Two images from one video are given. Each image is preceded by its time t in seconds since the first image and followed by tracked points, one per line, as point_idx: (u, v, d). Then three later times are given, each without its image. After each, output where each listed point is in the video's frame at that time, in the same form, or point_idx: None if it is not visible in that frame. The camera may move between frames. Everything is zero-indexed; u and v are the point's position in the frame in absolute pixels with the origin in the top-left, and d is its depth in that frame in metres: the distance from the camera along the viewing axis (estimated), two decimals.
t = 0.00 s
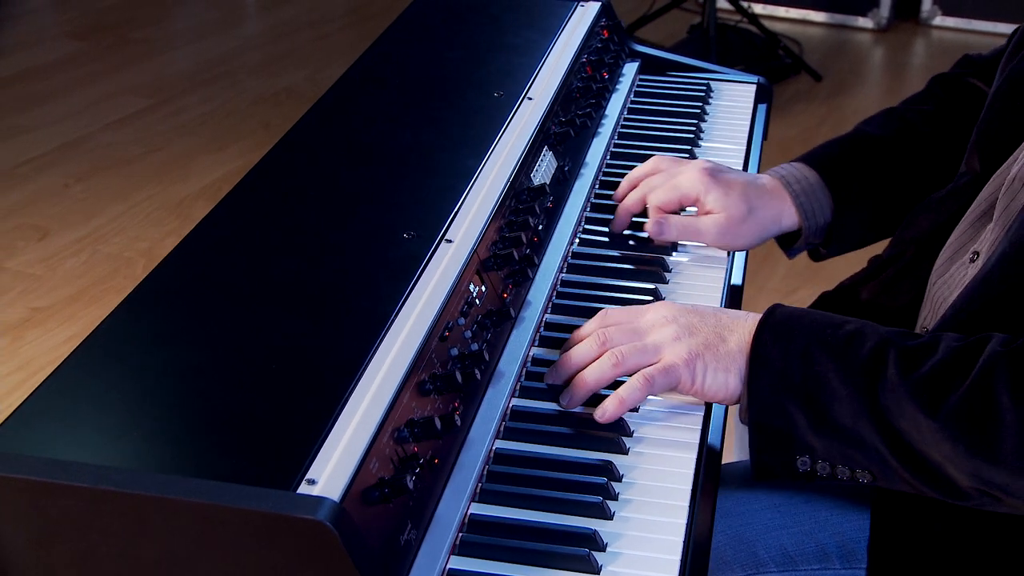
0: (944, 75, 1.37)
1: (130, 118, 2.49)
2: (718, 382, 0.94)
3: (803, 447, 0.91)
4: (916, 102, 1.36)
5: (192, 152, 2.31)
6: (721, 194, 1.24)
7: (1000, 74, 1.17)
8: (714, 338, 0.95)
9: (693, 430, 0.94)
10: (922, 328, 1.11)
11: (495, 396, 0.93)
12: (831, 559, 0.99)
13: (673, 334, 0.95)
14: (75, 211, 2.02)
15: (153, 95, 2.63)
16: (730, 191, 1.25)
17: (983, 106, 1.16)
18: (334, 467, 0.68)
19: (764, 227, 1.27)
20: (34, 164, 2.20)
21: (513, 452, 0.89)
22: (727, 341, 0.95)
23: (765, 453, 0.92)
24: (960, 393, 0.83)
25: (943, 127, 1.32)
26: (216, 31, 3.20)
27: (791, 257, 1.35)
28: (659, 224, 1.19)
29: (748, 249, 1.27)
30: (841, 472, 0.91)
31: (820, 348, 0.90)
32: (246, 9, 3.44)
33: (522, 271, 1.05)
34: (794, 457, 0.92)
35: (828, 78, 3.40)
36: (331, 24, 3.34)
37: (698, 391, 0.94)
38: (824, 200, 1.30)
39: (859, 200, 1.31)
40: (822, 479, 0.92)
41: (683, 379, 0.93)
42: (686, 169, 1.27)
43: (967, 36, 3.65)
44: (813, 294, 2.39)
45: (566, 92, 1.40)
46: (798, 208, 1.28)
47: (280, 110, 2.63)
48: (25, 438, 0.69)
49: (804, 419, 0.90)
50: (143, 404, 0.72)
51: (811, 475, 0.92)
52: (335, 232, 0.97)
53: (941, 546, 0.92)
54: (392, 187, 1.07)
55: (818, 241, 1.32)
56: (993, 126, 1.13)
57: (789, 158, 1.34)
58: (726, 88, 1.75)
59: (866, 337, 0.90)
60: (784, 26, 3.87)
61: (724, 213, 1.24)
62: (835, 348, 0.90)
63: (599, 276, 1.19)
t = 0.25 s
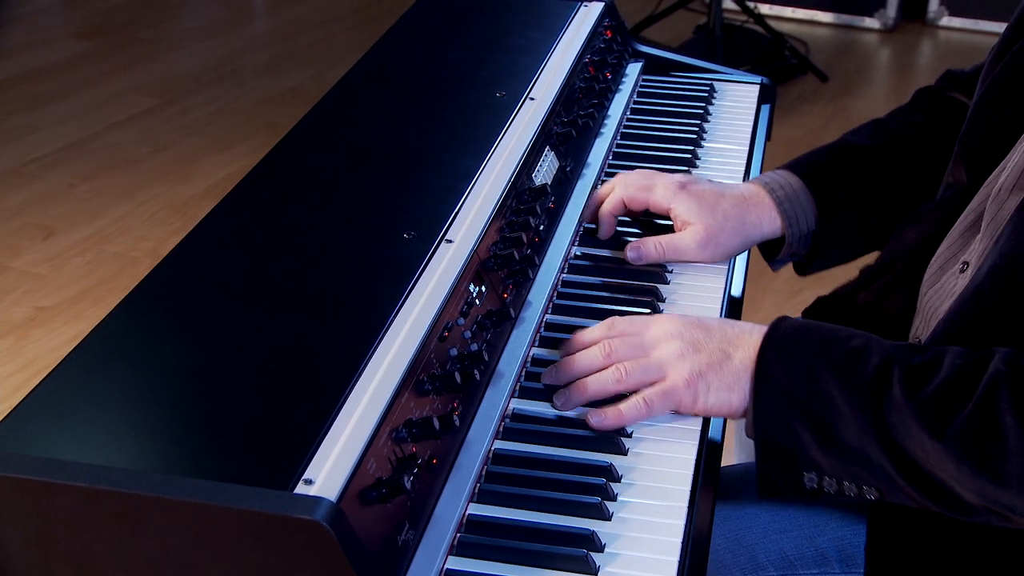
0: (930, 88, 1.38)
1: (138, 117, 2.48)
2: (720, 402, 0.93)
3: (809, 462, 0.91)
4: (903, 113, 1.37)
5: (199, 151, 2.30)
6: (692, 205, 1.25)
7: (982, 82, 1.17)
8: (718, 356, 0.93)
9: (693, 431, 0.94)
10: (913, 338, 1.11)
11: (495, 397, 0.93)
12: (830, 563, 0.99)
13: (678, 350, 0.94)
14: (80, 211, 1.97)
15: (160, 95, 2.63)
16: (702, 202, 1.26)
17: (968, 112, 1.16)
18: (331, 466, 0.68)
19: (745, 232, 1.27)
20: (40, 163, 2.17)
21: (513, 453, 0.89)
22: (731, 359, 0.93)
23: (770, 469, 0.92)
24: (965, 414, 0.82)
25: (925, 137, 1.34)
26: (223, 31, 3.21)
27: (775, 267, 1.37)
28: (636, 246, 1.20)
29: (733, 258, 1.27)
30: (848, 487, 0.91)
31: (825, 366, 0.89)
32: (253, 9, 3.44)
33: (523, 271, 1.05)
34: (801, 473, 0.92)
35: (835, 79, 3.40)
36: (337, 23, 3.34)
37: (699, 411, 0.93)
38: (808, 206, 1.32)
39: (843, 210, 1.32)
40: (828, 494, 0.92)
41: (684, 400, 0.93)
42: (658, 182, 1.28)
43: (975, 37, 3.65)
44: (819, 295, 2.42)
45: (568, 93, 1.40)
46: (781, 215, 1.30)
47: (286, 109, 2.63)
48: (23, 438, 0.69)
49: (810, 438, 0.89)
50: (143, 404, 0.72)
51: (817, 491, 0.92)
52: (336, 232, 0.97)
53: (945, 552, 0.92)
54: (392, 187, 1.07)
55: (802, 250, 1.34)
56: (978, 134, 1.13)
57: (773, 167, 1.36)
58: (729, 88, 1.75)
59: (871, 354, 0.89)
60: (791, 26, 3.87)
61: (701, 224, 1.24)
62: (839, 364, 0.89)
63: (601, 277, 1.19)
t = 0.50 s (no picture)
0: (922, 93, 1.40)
1: (143, 117, 2.47)
2: (722, 419, 0.94)
3: (816, 484, 0.92)
4: (899, 119, 1.39)
5: (204, 151, 2.29)
6: (694, 206, 1.25)
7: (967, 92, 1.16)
8: (722, 373, 0.95)
9: (692, 431, 0.94)
10: (902, 347, 1.13)
11: (494, 397, 0.93)
12: (829, 564, 0.99)
13: (683, 365, 0.96)
14: (84, 211, 1.94)
15: (165, 94, 2.62)
16: (705, 202, 1.26)
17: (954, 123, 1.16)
18: (328, 467, 0.67)
19: (747, 233, 1.27)
20: (45, 163, 2.14)
21: (512, 453, 0.89)
22: (735, 378, 0.95)
23: (778, 491, 0.94)
24: (971, 445, 0.83)
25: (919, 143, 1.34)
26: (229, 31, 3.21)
27: (775, 270, 1.38)
28: (637, 247, 1.20)
29: (734, 258, 1.27)
30: (855, 508, 0.92)
31: (832, 390, 0.90)
32: (259, 9, 3.45)
33: (523, 271, 1.05)
34: (809, 493, 0.93)
35: (840, 80, 3.40)
36: (342, 23, 3.34)
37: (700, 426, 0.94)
38: (806, 207, 1.32)
39: (841, 214, 1.33)
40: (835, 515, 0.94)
41: (687, 415, 0.93)
42: (660, 184, 1.28)
43: (982, 37, 3.64)
44: (825, 296, 2.42)
45: (570, 93, 1.40)
46: (780, 216, 1.30)
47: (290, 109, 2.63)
48: (20, 437, 0.69)
49: (818, 462, 0.91)
50: (142, 403, 0.72)
51: (824, 510, 0.94)
52: (336, 232, 0.97)
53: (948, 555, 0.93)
54: (392, 187, 1.07)
55: (801, 253, 1.34)
56: (966, 145, 1.13)
57: (772, 170, 1.37)
58: (732, 89, 1.75)
59: (877, 379, 0.90)
60: (797, 27, 3.87)
61: (703, 223, 1.24)
62: (846, 389, 0.90)
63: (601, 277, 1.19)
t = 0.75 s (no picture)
0: (927, 96, 1.41)
1: (150, 118, 2.45)
2: (721, 417, 0.94)
3: (814, 482, 0.92)
4: (903, 122, 1.40)
5: (210, 151, 2.27)
6: (695, 204, 1.26)
7: (968, 92, 1.16)
8: (722, 369, 0.95)
9: (692, 433, 0.94)
10: (902, 348, 1.13)
11: (494, 398, 0.92)
12: (829, 564, 0.99)
13: (683, 362, 0.95)
14: (91, 211, 1.90)
15: (173, 94, 2.61)
16: (706, 199, 1.27)
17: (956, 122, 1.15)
18: (326, 468, 0.67)
19: (748, 230, 1.27)
20: (51, 163, 2.11)
21: (511, 454, 0.89)
22: (734, 374, 0.95)
23: (777, 489, 0.93)
24: (969, 441, 0.84)
25: (922, 144, 1.35)
26: (238, 31, 3.22)
27: (779, 268, 1.37)
28: (639, 248, 1.20)
29: (736, 256, 1.27)
30: (853, 506, 0.92)
31: (830, 387, 0.90)
32: (267, 10, 3.46)
33: (525, 272, 1.05)
34: (807, 490, 0.92)
35: (847, 81, 3.40)
36: (348, 23, 3.35)
37: (700, 425, 0.94)
38: (811, 204, 1.32)
39: (845, 214, 1.33)
40: (834, 513, 0.92)
41: (686, 413, 0.93)
42: (662, 181, 1.28)
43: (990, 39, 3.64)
44: (830, 298, 2.42)
45: (574, 94, 1.40)
46: (784, 213, 1.30)
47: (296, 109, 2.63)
48: (19, 437, 0.69)
49: (816, 459, 0.90)
50: (141, 405, 0.72)
51: (823, 509, 0.93)
52: (337, 233, 0.96)
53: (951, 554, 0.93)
54: (394, 188, 1.07)
55: (806, 251, 1.34)
56: (966, 148, 1.13)
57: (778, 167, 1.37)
58: (736, 90, 1.75)
59: (876, 375, 0.90)
60: (804, 28, 3.87)
61: (704, 221, 1.24)
62: (845, 385, 0.90)
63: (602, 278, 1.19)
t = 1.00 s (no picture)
0: (936, 93, 1.41)
1: (157, 118, 2.45)
2: (721, 411, 0.94)
3: (813, 472, 0.93)
4: (911, 119, 1.40)
5: (215, 152, 2.27)
6: (699, 203, 1.26)
7: (979, 89, 1.17)
8: (725, 361, 0.95)
9: (691, 433, 0.94)
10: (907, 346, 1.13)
11: (493, 399, 0.93)
12: (828, 564, 0.99)
13: (684, 354, 0.96)
14: (99, 209, 1.97)
15: (180, 94, 2.61)
16: (710, 199, 1.27)
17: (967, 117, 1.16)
18: (323, 468, 0.67)
19: (753, 229, 1.27)
20: (59, 162, 2.15)
21: (509, 454, 0.89)
22: (737, 367, 0.95)
23: (776, 481, 0.94)
24: (968, 430, 0.83)
25: (929, 141, 1.35)
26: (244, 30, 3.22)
27: (784, 266, 1.37)
28: (644, 249, 1.20)
29: (740, 254, 1.28)
30: (853, 497, 0.92)
31: (829, 378, 0.90)
32: (272, 9, 3.46)
33: (525, 272, 1.05)
34: (806, 482, 0.93)
35: (853, 81, 3.40)
36: (354, 23, 3.35)
37: (703, 418, 0.94)
38: (817, 202, 1.32)
39: (849, 211, 1.33)
40: (833, 504, 0.93)
41: (686, 407, 0.94)
42: (666, 181, 1.29)
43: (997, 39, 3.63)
44: (834, 298, 2.42)
45: (576, 94, 1.40)
46: (790, 211, 1.30)
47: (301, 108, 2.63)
48: (17, 437, 0.69)
49: (814, 449, 0.91)
50: (138, 404, 0.72)
51: (823, 500, 0.94)
52: (338, 232, 0.97)
53: (952, 552, 0.95)
54: (395, 187, 1.07)
55: (811, 249, 1.34)
56: (976, 143, 1.13)
57: (784, 165, 1.37)
58: (739, 90, 1.75)
59: (875, 366, 0.90)
60: (811, 28, 3.87)
61: (709, 221, 1.25)
62: (844, 376, 0.90)
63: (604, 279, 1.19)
